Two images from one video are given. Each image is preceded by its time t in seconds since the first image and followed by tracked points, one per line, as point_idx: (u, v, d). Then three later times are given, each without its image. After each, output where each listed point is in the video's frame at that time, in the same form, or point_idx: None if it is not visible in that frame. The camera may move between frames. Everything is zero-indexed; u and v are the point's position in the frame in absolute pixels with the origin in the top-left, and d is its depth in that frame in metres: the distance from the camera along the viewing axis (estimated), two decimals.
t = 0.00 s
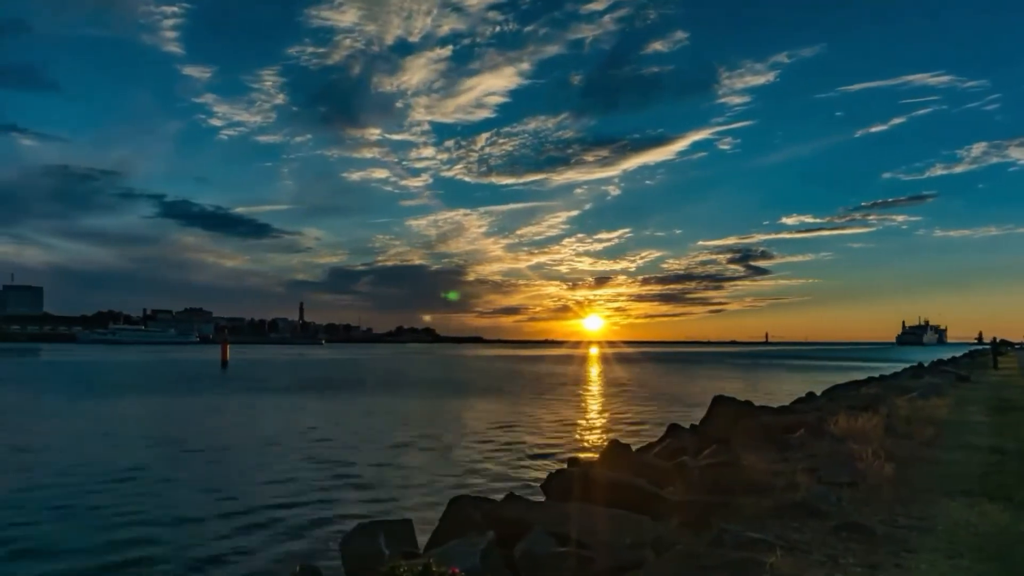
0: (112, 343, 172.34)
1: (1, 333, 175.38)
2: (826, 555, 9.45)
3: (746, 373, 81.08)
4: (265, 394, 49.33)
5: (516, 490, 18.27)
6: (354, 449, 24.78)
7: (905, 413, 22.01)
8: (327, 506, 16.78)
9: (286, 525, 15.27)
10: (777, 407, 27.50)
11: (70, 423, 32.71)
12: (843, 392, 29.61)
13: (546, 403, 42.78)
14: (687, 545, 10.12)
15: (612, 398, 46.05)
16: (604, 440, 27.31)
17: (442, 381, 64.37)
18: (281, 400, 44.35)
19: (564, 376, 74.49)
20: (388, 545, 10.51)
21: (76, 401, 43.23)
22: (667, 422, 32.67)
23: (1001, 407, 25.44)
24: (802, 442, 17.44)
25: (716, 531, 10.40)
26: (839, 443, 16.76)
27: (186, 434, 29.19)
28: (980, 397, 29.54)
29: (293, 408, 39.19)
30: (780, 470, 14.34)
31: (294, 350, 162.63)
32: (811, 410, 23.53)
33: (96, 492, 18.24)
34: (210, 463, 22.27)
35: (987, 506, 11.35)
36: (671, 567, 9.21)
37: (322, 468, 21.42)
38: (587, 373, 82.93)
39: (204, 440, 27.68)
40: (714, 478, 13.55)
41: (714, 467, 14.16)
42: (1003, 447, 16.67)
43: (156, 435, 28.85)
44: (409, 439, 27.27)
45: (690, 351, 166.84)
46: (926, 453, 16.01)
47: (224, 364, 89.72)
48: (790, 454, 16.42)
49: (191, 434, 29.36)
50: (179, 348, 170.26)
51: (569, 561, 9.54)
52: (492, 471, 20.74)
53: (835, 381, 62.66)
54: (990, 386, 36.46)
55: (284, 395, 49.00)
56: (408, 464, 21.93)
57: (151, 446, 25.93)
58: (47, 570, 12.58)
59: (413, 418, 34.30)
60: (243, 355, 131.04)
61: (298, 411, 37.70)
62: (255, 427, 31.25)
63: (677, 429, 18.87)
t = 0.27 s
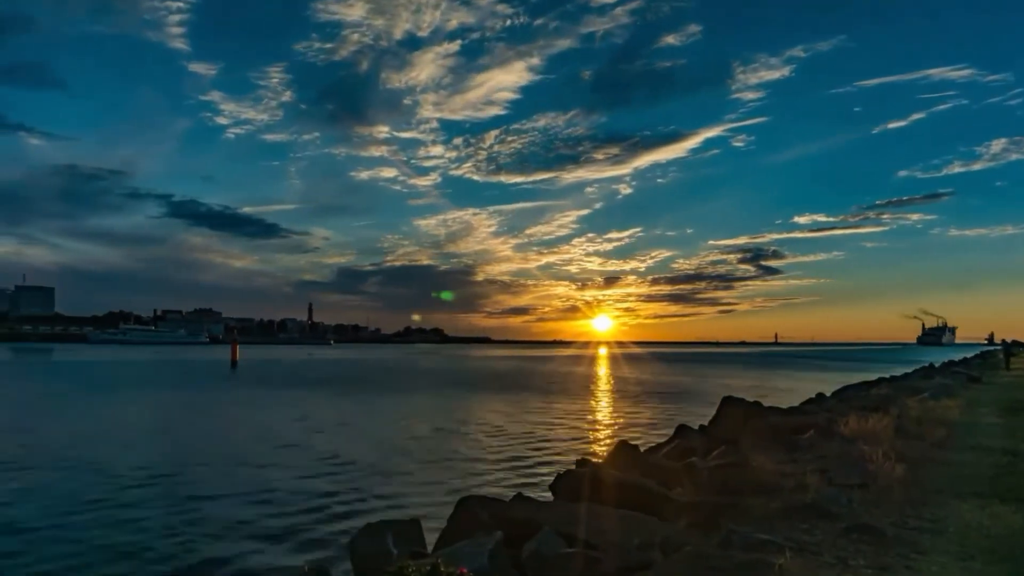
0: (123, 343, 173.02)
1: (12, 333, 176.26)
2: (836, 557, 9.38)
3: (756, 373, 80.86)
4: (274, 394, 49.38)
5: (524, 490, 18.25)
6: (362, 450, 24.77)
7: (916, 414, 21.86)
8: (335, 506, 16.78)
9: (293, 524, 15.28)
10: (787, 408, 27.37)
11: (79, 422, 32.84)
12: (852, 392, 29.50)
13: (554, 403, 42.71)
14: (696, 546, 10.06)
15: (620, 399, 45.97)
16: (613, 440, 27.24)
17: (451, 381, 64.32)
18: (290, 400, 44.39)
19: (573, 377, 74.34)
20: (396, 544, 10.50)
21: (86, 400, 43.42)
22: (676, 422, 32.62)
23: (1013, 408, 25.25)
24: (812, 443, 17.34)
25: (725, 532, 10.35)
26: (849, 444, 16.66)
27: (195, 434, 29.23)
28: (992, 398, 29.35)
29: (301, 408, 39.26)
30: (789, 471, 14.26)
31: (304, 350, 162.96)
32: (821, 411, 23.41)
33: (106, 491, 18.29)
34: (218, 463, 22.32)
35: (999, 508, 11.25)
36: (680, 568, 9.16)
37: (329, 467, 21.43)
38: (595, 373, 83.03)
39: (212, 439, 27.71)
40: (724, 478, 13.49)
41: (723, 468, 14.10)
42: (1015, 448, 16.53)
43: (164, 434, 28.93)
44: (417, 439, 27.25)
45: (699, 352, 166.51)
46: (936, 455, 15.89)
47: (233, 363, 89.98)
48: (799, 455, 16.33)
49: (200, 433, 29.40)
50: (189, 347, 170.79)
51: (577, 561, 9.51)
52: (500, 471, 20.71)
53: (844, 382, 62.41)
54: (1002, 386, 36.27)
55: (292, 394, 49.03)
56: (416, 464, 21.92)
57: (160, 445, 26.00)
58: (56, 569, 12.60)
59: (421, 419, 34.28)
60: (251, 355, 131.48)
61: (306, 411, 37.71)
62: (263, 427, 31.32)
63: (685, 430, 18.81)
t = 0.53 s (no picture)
0: (132, 343, 173.78)
1: (22, 334, 177.21)
2: (844, 559, 9.33)
3: (765, 374, 80.71)
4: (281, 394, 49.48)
5: (531, 491, 18.24)
6: (369, 449, 24.81)
7: (925, 415, 21.74)
8: (341, 506, 16.79)
9: (299, 525, 15.30)
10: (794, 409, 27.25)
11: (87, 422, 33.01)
12: (861, 393, 29.37)
13: (561, 403, 42.66)
14: (704, 547, 10.01)
15: (628, 399, 45.89)
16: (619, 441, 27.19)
17: (458, 381, 64.33)
18: (298, 400, 44.52)
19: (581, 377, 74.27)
20: (403, 544, 10.50)
21: (94, 401, 43.62)
22: (684, 423, 32.53)
23: None
24: (820, 443, 17.26)
25: (732, 533, 10.31)
26: (858, 445, 16.59)
27: (203, 434, 29.33)
28: (1002, 399, 29.13)
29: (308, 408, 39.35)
30: (798, 472, 14.20)
31: (311, 351, 163.27)
32: (828, 412, 23.32)
33: (114, 491, 18.35)
34: (226, 463, 22.38)
35: (1008, 510, 11.17)
36: (687, 569, 9.12)
37: (336, 468, 21.46)
38: (603, 374, 83.09)
39: (221, 439, 27.79)
40: (730, 479, 13.45)
41: (730, 469, 14.05)
42: None
43: (172, 434, 29.04)
44: (424, 439, 27.25)
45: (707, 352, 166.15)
46: (945, 456, 15.81)
47: (241, 363, 90.26)
48: (807, 456, 16.26)
49: (207, 433, 29.47)
50: (197, 348, 171.30)
51: (585, 562, 9.50)
52: (507, 471, 20.70)
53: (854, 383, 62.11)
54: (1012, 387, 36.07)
55: (300, 395, 49.13)
56: (423, 464, 21.94)
57: (168, 445, 26.11)
58: (65, 568, 12.64)
59: (428, 419, 34.31)
60: (260, 356, 131.84)
61: (313, 411, 37.78)
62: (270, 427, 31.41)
63: (693, 430, 18.77)
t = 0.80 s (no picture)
0: (142, 344, 174.53)
1: (34, 334, 178.26)
2: (854, 561, 9.29)
3: (774, 374, 80.48)
4: (290, 394, 49.56)
5: (538, 491, 18.22)
6: (378, 450, 24.83)
7: (935, 417, 21.61)
8: (350, 506, 16.81)
9: (307, 525, 15.31)
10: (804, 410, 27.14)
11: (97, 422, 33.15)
12: (870, 394, 29.25)
13: (570, 404, 42.61)
14: (714, 548, 9.98)
15: (636, 400, 45.85)
16: (627, 442, 27.13)
17: (466, 381, 64.32)
18: (307, 400, 44.58)
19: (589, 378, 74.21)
20: (412, 544, 10.49)
21: (102, 401, 43.77)
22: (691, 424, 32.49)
23: None
24: (829, 445, 17.18)
25: (741, 534, 10.28)
26: (867, 446, 16.52)
27: (212, 434, 29.40)
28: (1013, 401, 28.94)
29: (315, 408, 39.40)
30: (807, 473, 14.14)
31: (320, 351, 163.63)
32: (838, 413, 23.21)
33: (123, 490, 18.40)
34: (235, 463, 22.42)
35: (1020, 512, 11.10)
36: (696, 570, 9.09)
37: (344, 468, 21.48)
38: (611, 374, 83.15)
39: (230, 439, 27.85)
40: (739, 480, 13.41)
41: (739, 469, 14.01)
42: None
43: (181, 434, 29.12)
44: (432, 439, 27.27)
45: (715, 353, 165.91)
46: (956, 458, 15.71)
47: (249, 363, 90.57)
48: (817, 457, 16.19)
49: (216, 433, 29.54)
50: (206, 348, 171.88)
51: (594, 562, 9.48)
52: (515, 472, 20.70)
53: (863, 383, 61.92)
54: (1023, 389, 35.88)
55: (308, 395, 49.21)
56: (431, 465, 21.95)
57: (177, 445, 26.19)
58: (75, 568, 12.68)
59: (436, 419, 34.31)
60: (268, 356, 132.31)
61: (321, 411, 37.83)
62: (278, 427, 31.47)
63: (701, 431, 18.73)
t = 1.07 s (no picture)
0: (153, 344, 175.38)
1: (45, 334, 179.39)
2: (865, 562, 9.23)
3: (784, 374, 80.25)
4: (299, 395, 49.68)
5: (546, 492, 18.19)
6: (386, 450, 24.86)
7: (946, 418, 21.47)
8: (358, 506, 16.83)
9: (315, 525, 15.34)
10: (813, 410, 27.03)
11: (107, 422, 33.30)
12: (880, 395, 29.06)
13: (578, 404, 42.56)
14: (722, 549, 9.94)
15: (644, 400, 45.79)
16: (635, 442, 27.08)
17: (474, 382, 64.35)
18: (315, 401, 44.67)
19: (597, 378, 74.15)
20: (419, 544, 10.49)
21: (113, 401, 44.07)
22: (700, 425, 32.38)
23: None
24: (839, 446, 17.09)
25: (750, 535, 10.24)
26: (878, 447, 16.43)
27: (221, 434, 29.51)
28: None
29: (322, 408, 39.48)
30: (817, 474, 14.07)
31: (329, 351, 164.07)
32: (848, 413, 23.10)
33: (132, 490, 18.47)
34: (243, 463, 22.48)
35: None
36: (705, 571, 9.04)
37: (352, 468, 21.49)
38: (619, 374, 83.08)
39: (238, 439, 27.94)
40: (748, 480, 13.34)
41: (748, 470, 13.94)
42: None
43: (190, 434, 29.24)
44: (440, 440, 27.29)
45: (725, 353, 165.46)
46: (967, 459, 15.59)
47: (258, 363, 90.93)
48: (826, 458, 16.10)
49: (225, 433, 29.64)
50: (215, 348, 172.56)
51: (602, 563, 9.45)
52: (523, 473, 20.66)
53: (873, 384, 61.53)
54: None
55: (317, 395, 49.33)
56: (439, 465, 21.96)
57: (186, 445, 26.29)
58: (85, 567, 12.73)
59: (444, 419, 34.35)
60: (277, 356, 132.77)
61: (329, 412, 37.92)
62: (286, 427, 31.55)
63: (710, 431, 18.67)
